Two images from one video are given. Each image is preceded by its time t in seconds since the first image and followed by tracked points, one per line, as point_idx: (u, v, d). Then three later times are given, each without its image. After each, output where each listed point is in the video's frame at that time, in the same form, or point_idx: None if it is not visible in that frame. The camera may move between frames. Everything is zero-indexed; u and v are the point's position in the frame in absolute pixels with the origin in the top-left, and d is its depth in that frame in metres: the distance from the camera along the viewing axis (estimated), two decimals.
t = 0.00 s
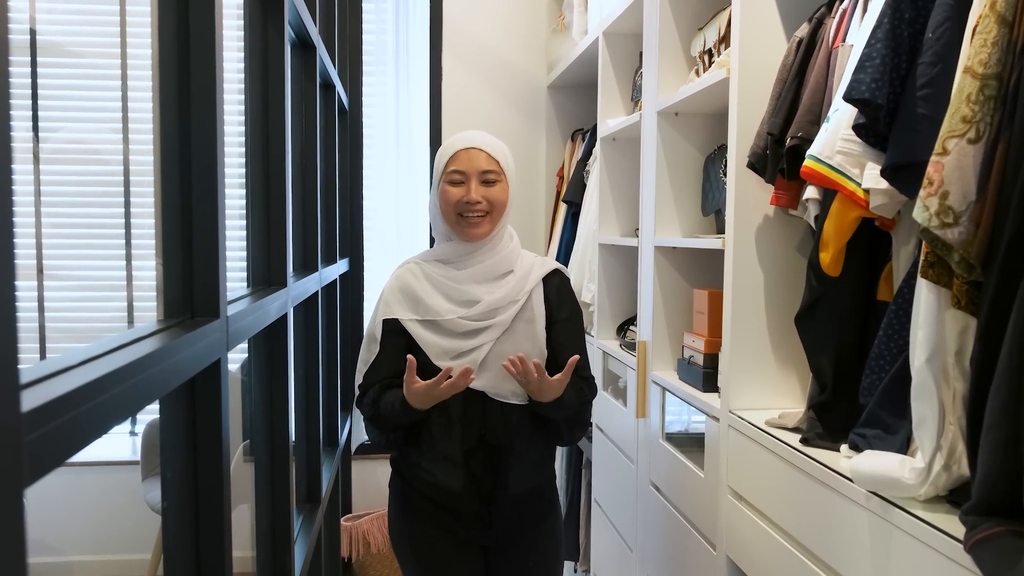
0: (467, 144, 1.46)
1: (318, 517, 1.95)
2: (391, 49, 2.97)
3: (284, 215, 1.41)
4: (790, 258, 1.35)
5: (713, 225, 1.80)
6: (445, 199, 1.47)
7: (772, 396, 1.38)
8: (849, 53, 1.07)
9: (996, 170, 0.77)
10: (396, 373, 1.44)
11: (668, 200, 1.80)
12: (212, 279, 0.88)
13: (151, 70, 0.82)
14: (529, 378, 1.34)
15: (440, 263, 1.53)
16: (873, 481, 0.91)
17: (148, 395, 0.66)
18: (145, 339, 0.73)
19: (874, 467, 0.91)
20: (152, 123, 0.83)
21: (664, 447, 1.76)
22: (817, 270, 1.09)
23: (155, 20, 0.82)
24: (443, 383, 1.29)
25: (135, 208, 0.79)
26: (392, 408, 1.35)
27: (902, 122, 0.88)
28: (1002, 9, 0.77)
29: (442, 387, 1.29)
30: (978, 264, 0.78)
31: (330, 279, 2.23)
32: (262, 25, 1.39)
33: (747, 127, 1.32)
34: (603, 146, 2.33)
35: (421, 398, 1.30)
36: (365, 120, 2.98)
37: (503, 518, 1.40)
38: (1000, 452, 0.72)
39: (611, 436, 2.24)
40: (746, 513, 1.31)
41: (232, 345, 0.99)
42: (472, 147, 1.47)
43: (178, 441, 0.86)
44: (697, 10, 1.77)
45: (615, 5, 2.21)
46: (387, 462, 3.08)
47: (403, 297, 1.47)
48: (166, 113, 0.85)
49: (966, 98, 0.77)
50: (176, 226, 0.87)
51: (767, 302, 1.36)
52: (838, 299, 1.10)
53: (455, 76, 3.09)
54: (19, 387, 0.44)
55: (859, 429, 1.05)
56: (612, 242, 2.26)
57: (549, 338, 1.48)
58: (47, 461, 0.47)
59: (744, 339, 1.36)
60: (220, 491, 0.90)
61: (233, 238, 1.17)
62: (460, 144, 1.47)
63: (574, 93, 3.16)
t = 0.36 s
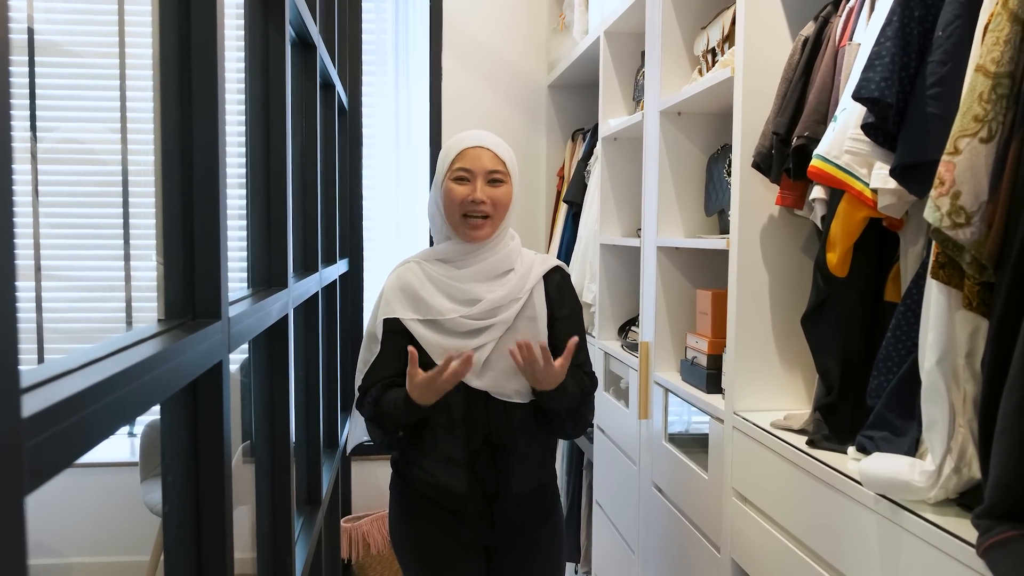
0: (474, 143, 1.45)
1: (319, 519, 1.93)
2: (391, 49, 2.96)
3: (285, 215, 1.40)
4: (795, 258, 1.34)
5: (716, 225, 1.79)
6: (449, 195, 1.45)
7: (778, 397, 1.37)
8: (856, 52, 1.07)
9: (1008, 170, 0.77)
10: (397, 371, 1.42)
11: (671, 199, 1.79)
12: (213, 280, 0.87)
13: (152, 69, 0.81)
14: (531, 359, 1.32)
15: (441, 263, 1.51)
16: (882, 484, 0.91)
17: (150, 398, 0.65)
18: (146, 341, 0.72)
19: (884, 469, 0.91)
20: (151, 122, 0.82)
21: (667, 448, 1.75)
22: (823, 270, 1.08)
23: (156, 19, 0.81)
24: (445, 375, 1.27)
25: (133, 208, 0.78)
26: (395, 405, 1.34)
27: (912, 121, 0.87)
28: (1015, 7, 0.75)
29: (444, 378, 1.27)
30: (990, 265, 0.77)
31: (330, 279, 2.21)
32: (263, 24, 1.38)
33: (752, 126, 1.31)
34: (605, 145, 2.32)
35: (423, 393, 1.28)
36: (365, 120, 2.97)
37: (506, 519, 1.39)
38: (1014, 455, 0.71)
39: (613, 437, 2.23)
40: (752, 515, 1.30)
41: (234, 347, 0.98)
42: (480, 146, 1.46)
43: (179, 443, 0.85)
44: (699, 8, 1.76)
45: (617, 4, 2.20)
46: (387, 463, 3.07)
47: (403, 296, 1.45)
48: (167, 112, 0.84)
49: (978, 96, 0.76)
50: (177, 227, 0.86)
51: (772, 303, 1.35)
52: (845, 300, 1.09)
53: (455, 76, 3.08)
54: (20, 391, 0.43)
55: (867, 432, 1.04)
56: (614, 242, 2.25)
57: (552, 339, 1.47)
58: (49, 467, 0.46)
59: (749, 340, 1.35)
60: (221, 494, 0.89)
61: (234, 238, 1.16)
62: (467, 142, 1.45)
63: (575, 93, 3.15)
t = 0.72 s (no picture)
0: (468, 142, 1.45)
1: (317, 520, 1.93)
2: (389, 48, 2.95)
3: (284, 215, 1.39)
4: (796, 257, 1.34)
5: (716, 225, 1.79)
6: (445, 196, 1.45)
7: (779, 398, 1.36)
8: (858, 51, 1.06)
9: (1013, 170, 0.76)
10: (394, 376, 1.42)
11: (671, 199, 1.78)
12: (213, 281, 0.86)
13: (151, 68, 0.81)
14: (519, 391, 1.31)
15: (438, 264, 1.51)
16: (885, 484, 0.90)
17: (149, 399, 0.64)
18: (145, 342, 0.72)
19: (887, 470, 0.90)
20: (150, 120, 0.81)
21: (667, 449, 1.75)
22: (825, 271, 1.08)
23: (155, 17, 0.81)
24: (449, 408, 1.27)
25: (132, 208, 0.77)
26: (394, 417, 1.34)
27: (915, 120, 0.87)
28: (1018, 5, 0.75)
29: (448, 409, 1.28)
30: (993, 265, 0.77)
31: (329, 280, 2.21)
32: (262, 23, 1.38)
33: (753, 126, 1.31)
34: (604, 145, 2.31)
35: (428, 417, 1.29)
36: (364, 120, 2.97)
37: (506, 520, 1.39)
38: (1019, 456, 0.71)
39: (613, 437, 2.22)
40: (753, 516, 1.29)
41: (233, 347, 0.97)
42: (474, 145, 1.46)
43: (178, 444, 0.84)
44: (700, 8, 1.75)
45: (616, 4, 2.20)
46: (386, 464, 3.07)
47: (400, 299, 1.45)
48: (165, 111, 0.84)
49: (982, 96, 0.76)
50: (176, 226, 0.85)
51: (773, 303, 1.34)
52: (847, 299, 1.09)
53: (454, 76, 3.07)
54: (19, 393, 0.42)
55: (869, 432, 1.04)
56: (613, 242, 2.24)
57: (551, 339, 1.46)
58: (48, 469, 0.46)
59: (750, 340, 1.35)
60: (221, 495, 0.89)
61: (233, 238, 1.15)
62: (461, 142, 1.46)
63: (574, 93, 3.15)
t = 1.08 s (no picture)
0: (474, 136, 1.44)
1: (316, 520, 1.92)
2: (388, 47, 2.94)
3: (283, 212, 1.39)
4: (798, 256, 1.33)
5: (717, 223, 1.78)
6: (449, 188, 1.44)
7: (781, 397, 1.36)
8: (861, 47, 1.05)
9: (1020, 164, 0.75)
10: (395, 374, 1.40)
11: (671, 197, 1.78)
12: (210, 278, 0.85)
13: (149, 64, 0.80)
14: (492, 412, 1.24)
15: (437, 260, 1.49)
16: (889, 483, 0.89)
17: (145, 398, 0.63)
18: (142, 340, 0.71)
19: (891, 468, 0.90)
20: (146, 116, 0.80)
21: (668, 448, 1.74)
22: (828, 268, 1.07)
23: (150, 11, 0.80)
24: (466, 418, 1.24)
25: (128, 205, 0.76)
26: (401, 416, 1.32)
27: (919, 116, 0.86)
28: None
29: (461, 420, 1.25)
30: (1000, 261, 0.76)
31: (327, 279, 2.20)
32: (260, 20, 1.37)
33: (754, 123, 1.30)
34: (604, 143, 2.30)
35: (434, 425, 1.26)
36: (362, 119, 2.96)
37: (507, 518, 1.38)
38: None
39: (612, 437, 2.21)
40: (755, 516, 1.29)
41: (231, 345, 0.96)
42: (480, 139, 1.45)
43: (174, 442, 0.83)
44: (701, 4, 1.74)
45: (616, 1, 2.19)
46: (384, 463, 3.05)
47: (400, 295, 1.43)
48: (162, 106, 0.82)
49: (988, 90, 0.75)
50: (173, 223, 0.84)
51: (774, 301, 1.34)
52: (849, 297, 1.08)
53: (452, 74, 3.05)
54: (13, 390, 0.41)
55: (872, 430, 1.03)
56: (613, 241, 2.23)
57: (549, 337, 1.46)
58: (41, 468, 0.44)
59: (751, 338, 1.34)
60: (220, 495, 0.88)
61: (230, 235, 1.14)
62: (466, 136, 1.45)
63: (572, 91, 3.14)
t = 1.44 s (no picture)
0: (500, 144, 1.43)
1: (318, 521, 1.91)
2: (388, 46, 2.94)
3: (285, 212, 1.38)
4: (805, 255, 1.33)
5: (720, 223, 1.78)
6: (476, 196, 1.41)
7: (787, 397, 1.35)
8: (869, 46, 1.05)
9: None
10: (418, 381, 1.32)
11: (674, 197, 1.77)
12: (216, 278, 0.84)
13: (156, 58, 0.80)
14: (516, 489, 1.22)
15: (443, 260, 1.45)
16: (901, 483, 0.89)
17: (154, 399, 0.62)
18: (146, 342, 0.70)
19: (902, 469, 0.89)
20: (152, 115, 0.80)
21: (672, 448, 1.73)
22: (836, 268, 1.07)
23: (156, 9, 0.79)
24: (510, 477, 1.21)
25: (129, 204, 0.76)
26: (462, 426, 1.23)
27: (930, 114, 0.85)
28: None
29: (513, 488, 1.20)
30: (1012, 261, 0.75)
31: (328, 279, 2.19)
32: (263, 19, 1.36)
33: (760, 122, 1.30)
34: (606, 142, 2.30)
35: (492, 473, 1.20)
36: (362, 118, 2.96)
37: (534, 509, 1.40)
38: None
39: (615, 437, 2.20)
40: (762, 516, 1.28)
41: (237, 345, 0.96)
42: (501, 146, 1.44)
43: (180, 444, 0.83)
44: (704, 3, 1.74)
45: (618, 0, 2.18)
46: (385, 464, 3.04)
47: (419, 296, 1.38)
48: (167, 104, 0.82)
49: (1001, 88, 0.75)
50: (179, 224, 0.83)
51: (780, 301, 1.33)
52: (858, 297, 1.08)
53: (453, 73, 3.04)
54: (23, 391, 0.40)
55: (880, 431, 1.02)
56: (615, 240, 2.23)
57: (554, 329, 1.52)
58: (53, 470, 0.44)
59: (756, 338, 1.33)
60: (225, 496, 0.87)
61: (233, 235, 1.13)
62: (492, 143, 1.43)
63: (573, 90, 3.13)
